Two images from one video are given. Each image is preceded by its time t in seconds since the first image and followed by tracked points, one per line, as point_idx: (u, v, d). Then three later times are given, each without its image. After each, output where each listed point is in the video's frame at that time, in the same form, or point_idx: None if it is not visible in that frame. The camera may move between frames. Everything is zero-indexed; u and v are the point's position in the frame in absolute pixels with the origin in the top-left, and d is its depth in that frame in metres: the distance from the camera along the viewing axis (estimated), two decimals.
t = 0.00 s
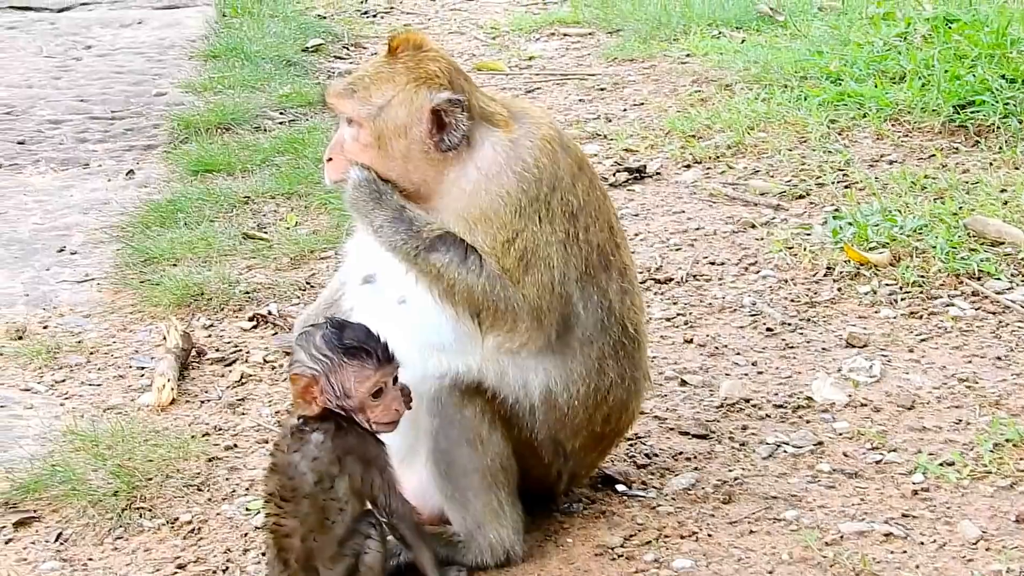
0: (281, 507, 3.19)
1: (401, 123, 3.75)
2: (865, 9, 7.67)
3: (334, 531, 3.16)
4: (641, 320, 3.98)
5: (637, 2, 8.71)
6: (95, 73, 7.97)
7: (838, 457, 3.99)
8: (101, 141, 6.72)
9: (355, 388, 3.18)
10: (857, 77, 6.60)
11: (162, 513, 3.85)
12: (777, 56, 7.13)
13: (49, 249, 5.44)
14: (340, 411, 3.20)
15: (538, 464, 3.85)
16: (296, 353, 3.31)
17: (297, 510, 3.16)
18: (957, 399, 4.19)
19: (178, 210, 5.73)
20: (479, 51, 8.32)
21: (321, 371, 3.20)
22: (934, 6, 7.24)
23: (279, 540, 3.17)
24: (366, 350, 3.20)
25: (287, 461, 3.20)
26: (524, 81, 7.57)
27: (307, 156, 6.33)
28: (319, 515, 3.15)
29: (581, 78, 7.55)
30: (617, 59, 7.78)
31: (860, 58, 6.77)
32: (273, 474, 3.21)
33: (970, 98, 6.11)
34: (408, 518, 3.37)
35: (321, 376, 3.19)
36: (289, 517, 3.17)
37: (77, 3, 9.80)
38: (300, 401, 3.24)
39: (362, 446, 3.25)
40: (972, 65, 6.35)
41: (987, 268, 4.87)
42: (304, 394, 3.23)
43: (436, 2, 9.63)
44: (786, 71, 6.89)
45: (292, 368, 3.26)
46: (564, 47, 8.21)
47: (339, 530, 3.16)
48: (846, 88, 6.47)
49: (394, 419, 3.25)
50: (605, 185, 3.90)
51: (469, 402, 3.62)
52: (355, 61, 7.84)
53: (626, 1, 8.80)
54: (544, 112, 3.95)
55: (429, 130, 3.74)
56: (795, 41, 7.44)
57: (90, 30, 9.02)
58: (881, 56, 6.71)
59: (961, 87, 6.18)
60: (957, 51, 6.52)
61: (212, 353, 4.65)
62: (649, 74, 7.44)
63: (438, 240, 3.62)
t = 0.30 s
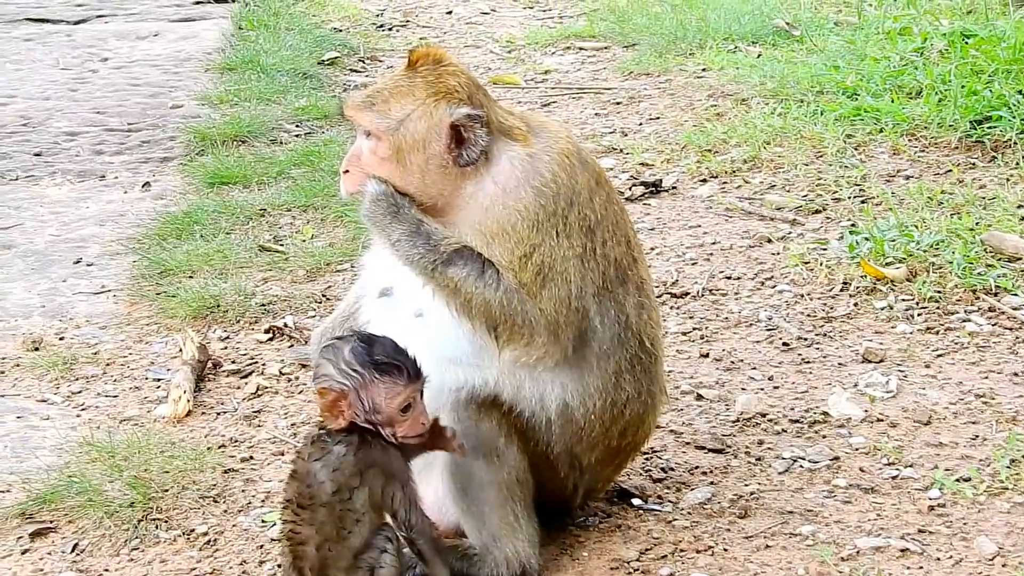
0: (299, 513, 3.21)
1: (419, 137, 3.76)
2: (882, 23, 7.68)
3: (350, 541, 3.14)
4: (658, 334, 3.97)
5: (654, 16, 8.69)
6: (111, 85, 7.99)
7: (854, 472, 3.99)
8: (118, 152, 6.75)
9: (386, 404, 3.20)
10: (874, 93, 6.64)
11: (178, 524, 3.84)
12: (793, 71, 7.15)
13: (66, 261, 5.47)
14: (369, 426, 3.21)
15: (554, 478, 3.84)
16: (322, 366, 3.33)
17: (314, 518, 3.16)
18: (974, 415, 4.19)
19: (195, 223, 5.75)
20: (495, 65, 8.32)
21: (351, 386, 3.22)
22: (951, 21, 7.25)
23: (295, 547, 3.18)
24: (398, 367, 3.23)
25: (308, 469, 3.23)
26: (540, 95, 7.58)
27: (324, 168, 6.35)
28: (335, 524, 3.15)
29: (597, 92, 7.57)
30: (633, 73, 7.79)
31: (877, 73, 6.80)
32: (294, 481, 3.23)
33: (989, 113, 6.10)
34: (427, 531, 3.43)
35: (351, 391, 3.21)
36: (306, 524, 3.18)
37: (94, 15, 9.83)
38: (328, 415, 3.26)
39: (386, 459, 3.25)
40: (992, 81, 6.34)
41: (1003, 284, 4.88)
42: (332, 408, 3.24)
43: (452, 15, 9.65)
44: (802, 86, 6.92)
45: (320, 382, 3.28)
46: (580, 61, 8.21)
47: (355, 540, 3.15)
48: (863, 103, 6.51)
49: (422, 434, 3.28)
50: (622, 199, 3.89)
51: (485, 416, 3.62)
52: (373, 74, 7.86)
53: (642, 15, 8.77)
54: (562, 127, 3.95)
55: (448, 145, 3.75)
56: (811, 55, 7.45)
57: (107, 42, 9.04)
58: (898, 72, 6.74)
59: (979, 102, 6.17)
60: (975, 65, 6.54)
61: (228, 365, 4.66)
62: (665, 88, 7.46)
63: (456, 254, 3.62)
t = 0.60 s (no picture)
0: (317, 521, 3.21)
1: (440, 145, 3.77)
2: (902, 33, 7.68)
3: (368, 551, 3.17)
4: (677, 343, 3.95)
5: (673, 26, 8.68)
6: (131, 93, 8.01)
7: (873, 483, 3.99)
8: (137, 160, 6.78)
9: (411, 411, 3.20)
10: (894, 103, 6.65)
11: (197, 531, 3.83)
12: (812, 81, 7.15)
13: (85, 268, 5.49)
14: (393, 434, 3.21)
15: (573, 487, 3.82)
16: (343, 374, 3.31)
17: (332, 528, 3.17)
18: (993, 427, 4.19)
19: (214, 230, 5.77)
20: (515, 74, 8.31)
21: (377, 394, 3.20)
22: (971, 32, 7.24)
23: (313, 555, 3.20)
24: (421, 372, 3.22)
25: (327, 477, 3.22)
26: (559, 104, 7.59)
27: (342, 177, 6.37)
28: (353, 534, 3.16)
29: (616, 101, 7.58)
30: (652, 82, 7.80)
31: (897, 83, 6.80)
32: (313, 489, 3.23)
33: (1007, 123, 6.12)
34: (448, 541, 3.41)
35: (376, 399, 3.20)
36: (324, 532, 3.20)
37: (114, 23, 9.85)
38: (352, 424, 3.24)
39: (408, 470, 3.24)
40: (1010, 92, 6.37)
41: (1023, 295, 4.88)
42: (357, 416, 3.23)
43: (471, 24, 9.65)
44: (822, 96, 6.93)
45: (343, 390, 3.25)
46: (599, 70, 8.21)
47: (373, 550, 3.18)
48: (883, 113, 6.52)
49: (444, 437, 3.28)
50: (641, 208, 3.88)
51: (503, 425, 3.61)
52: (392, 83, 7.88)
53: (661, 25, 8.77)
54: (581, 135, 3.95)
55: (468, 153, 3.75)
56: (831, 65, 7.45)
57: (127, 50, 9.06)
58: (918, 81, 6.75)
59: (998, 113, 6.19)
60: (995, 76, 6.55)
61: (247, 373, 4.67)
62: (684, 98, 7.47)
63: (476, 263, 3.60)
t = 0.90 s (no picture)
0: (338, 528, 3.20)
1: (463, 152, 3.76)
2: (925, 40, 7.68)
3: (389, 559, 3.17)
4: (700, 350, 3.93)
5: (696, 32, 8.67)
6: (153, 97, 8.03)
7: (895, 491, 3.98)
8: (159, 164, 6.80)
9: (435, 417, 3.20)
10: (916, 111, 6.66)
11: (218, 536, 3.83)
12: (835, 88, 7.16)
13: (107, 272, 5.50)
14: (418, 441, 3.21)
15: (595, 494, 3.79)
16: (365, 382, 3.30)
17: (354, 535, 3.16)
18: (1016, 436, 4.19)
19: (235, 234, 5.78)
20: (537, 80, 8.32)
21: (400, 401, 3.20)
22: (994, 39, 7.24)
23: (333, 563, 3.18)
24: (446, 380, 3.23)
25: (349, 485, 3.21)
26: (581, 110, 7.60)
27: (364, 182, 6.38)
28: (376, 541, 3.16)
29: (638, 107, 7.58)
30: (674, 89, 7.81)
31: (920, 90, 6.81)
32: (334, 496, 3.21)
33: None
34: (469, 549, 3.34)
35: (400, 406, 3.20)
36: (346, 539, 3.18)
37: (136, 27, 9.87)
38: (375, 431, 3.24)
39: (432, 477, 3.23)
40: None
41: None
42: (380, 424, 3.22)
43: (493, 29, 9.66)
44: (844, 103, 6.94)
45: (365, 398, 3.25)
46: (621, 76, 8.22)
47: (394, 557, 3.18)
48: (905, 121, 6.53)
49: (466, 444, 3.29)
50: (664, 215, 3.86)
51: (524, 431, 3.59)
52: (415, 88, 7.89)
53: (683, 31, 8.76)
54: (604, 142, 3.93)
55: (491, 159, 3.75)
56: (853, 73, 7.45)
57: (149, 54, 9.08)
58: (940, 89, 6.76)
59: (1021, 121, 6.19)
60: (1018, 84, 6.55)
61: (268, 378, 4.69)
62: (706, 104, 7.48)
63: (499, 269, 3.60)
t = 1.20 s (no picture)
0: (354, 536, 3.19)
1: (481, 158, 3.72)
2: (945, 45, 7.68)
3: (405, 566, 3.15)
4: (718, 354, 3.86)
5: (716, 38, 8.67)
6: (172, 101, 8.05)
7: (913, 497, 3.97)
8: (179, 169, 6.82)
9: (467, 419, 3.19)
10: (936, 116, 6.67)
11: (236, 541, 3.82)
12: (854, 93, 7.17)
13: (126, 276, 5.51)
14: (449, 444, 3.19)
15: (613, 499, 3.75)
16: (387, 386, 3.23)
17: (370, 543, 3.15)
18: None
19: (255, 239, 5.79)
20: (557, 85, 8.32)
21: (435, 404, 3.15)
22: (1014, 45, 7.25)
23: (350, 570, 3.18)
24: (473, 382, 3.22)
25: (366, 493, 3.19)
26: (600, 115, 7.60)
27: (384, 187, 6.39)
28: (391, 549, 3.14)
29: (658, 113, 7.59)
30: (694, 95, 7.82)
31: (940, 96, 6.82)
32: (352, 504, 3.20)
33: None
34: (486, 554, 3.37)
35: (434, 409, 3.15)
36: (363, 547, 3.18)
37: (156, 31, 9.89)
38: (406, 436, 3.18)
39: (450, 480, 3.22)
40: None
41: None
42: (411, 429, 3.17)
43: (513, 35, 9.67)
44: (864, 109, 6.95)
45: (396, 402, 3.18)
46: (641, 82, 8.23)
47: (410, 565, 3.15)
48: (925, 127, 6.53)
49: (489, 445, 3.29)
50: (682, 218, 3.80)
51: (543, 436, 3.54)
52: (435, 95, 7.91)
53: (704, 36, 8.76)
54: (621, 145, 3.87)
55: (511, 164, 3.70)
56: (873, 78, 7.46)
57: (169, 59, 9.09)
58: (960, 95, 6.76)
59: None
60: None
61: (287, 383, 4.69)
62: (726, 110, 7.49)
63: (518, 274, 3.54)
